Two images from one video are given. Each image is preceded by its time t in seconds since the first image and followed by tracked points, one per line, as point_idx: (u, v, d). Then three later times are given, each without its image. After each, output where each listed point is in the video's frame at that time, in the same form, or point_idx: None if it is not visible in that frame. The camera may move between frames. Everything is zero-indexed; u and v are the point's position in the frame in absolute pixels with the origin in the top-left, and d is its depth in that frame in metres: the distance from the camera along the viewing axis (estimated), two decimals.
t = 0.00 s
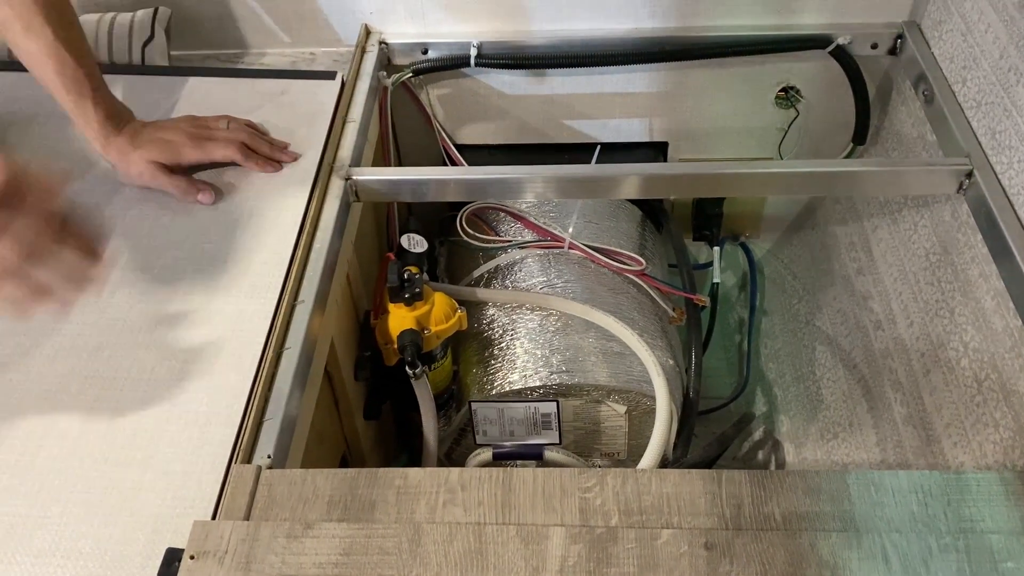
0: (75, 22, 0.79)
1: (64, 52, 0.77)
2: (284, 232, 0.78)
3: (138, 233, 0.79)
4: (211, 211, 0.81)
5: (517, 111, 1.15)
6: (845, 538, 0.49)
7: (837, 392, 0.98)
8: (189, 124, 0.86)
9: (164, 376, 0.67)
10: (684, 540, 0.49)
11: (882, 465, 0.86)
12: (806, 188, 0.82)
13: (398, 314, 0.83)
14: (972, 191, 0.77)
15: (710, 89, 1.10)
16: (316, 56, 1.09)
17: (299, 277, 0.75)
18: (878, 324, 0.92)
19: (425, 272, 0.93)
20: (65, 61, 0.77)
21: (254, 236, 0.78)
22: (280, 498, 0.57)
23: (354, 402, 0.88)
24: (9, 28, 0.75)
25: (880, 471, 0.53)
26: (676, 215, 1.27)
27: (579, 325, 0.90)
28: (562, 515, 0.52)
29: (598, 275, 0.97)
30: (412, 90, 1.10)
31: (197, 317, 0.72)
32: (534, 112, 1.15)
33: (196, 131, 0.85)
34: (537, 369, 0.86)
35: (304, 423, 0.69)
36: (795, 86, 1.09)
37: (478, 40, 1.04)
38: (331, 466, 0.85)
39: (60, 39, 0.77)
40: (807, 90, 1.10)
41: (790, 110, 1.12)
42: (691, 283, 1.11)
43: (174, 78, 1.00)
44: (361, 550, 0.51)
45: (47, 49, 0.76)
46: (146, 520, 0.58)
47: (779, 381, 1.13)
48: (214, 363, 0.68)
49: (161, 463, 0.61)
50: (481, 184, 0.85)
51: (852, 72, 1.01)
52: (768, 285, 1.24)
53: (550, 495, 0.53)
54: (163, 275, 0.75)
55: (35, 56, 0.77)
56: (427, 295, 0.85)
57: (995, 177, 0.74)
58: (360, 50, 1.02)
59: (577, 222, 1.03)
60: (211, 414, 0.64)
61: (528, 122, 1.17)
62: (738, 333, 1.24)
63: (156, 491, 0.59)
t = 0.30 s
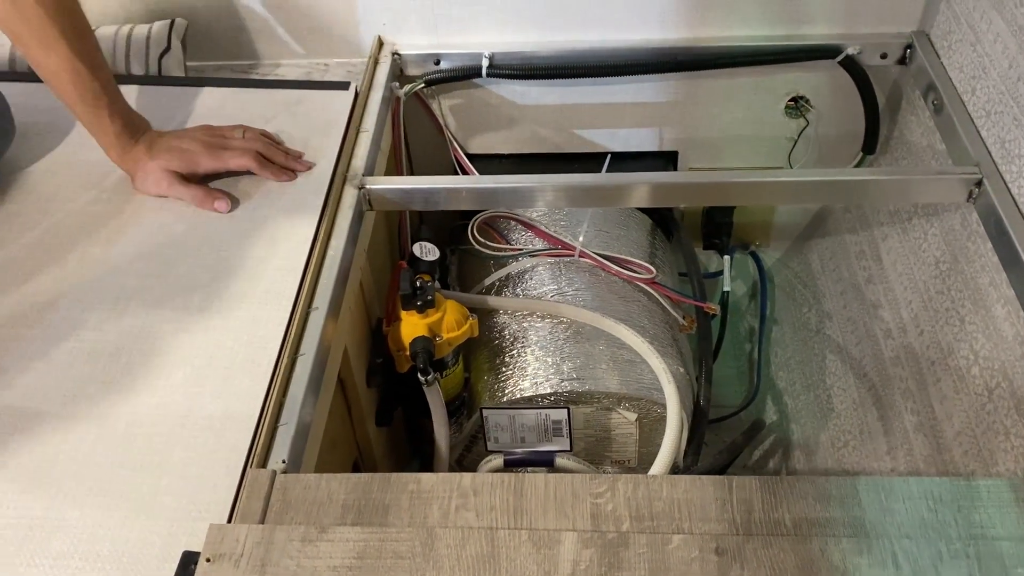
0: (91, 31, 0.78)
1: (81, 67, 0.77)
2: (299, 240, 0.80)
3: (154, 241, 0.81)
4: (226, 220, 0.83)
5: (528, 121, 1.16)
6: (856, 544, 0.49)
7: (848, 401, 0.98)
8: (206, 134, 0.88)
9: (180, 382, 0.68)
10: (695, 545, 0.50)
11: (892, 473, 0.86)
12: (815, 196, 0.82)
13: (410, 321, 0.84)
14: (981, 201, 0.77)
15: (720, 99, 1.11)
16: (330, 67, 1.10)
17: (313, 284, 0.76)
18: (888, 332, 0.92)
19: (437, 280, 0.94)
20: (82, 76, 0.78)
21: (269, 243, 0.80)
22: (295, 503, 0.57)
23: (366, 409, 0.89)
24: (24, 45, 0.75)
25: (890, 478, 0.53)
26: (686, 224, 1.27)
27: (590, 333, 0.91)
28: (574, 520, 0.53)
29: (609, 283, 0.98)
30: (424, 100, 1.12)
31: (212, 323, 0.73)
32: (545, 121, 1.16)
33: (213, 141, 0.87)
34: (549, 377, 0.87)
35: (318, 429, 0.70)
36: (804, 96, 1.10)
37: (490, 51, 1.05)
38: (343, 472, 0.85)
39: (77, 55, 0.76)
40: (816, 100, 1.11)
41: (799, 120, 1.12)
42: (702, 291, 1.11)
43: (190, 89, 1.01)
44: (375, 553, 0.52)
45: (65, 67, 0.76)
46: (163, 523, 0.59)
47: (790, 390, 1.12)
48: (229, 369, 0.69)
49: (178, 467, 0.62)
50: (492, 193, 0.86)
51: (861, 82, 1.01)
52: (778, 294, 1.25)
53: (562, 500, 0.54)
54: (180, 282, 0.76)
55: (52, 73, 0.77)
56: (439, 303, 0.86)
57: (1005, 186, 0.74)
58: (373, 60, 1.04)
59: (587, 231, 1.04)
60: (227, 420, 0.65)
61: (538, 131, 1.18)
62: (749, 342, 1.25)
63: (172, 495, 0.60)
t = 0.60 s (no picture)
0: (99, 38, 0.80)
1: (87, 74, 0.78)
2: (310, 252, 0.81)
3: (168, 253, 0.82)
4: (239, 231, 0.84)
5: (536, 134, 1.18)
6: (863, 555, 0.49)
7: (855, 413, 0.98)
8: (218, 147, 0.89)
9: (193, 391, 0.69)
10: (702, 555, 0.50)
11: (900, 484, 0.86)
12: (821, 209, 0.83)
13: (419, 332, 0.85)
14: (987, 213, 0.77)
15: (726, 112, 1.12)
16: (341, 82, 1.12)
17: (324, 296, 0.77)
18: (895, 344, 0.92)
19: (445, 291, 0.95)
20: (86, 82, 0.79)
21: (280, 255, 0.81)
22: (305, 512, 0.58)
23: (376, 419, 0.89)
24: (28, 49, 0.76)
25: (895, 488, 0.53)
26: (693, 236, 1.28)
27: (598, 344, 0.92)
28: (581, 529, 0.53)
29: (616, 294, 0.99)
30: (433, 114, 1.13)
31: (225, 334, 0.74)
32: (552, 134, 1.18)
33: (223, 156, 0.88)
34: (557, 389, 0.88)
35: (328, 438, 0.71)
36: (811, 109, 1.11)
37: (498, 66, 1.06)
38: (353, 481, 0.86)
39: (79, 62, 0.77)
40: (822, 113, 1.11)
41: (805, 132, 1.13)
42: (709, 303, 1.11)
43: (203, 103, 1.03)
44: (384, 562, 0.53)
45: (67, 73, 0.77)
46: (176, 532, 0.59)
47: (798, 402, 1.12)
48: (242, 379, 0.70)
49: (190, 476, 0.63)
50: (500, 206, 0.87)
51: (867, 94, 1.02)
52: (786, 306, 1.25)
53: (570, 510, 0.54)
54: (193, 293, 0.78)
55: (55, 78, 0.78)
56: (448, 314, 0.87)
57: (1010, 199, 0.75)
58: (383, 75, 1.05)
59: (594, 243, 1.05)
60: (240, 429, 0.66)
61: (546, 144, 1.19)
62: (756, 353, 1.23)
63: (185, 504, 0.61)
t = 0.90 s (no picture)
0: None
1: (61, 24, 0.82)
2: (317, 266, 0.82)
3: (177, 266, 0.83)
4: (246, 245, 0.85)
5: (539, 148, 1.19)
6: (862, 566, 0.50)
7: (858, 425, 0.98)
8: (180, 129, 0.92)
9: (200, 403, 0.70)
10: (703, 566, 0.51)
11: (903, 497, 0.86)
12: (822, 222, 0.84)
13: (424, 345, 0.86)
14: (986, 227, 0.78)
15: (728, 127, 1.13)
16: (347, 98, 1.14)
17: (330, 309, 0.78)
18: (897, 356, 0.93)
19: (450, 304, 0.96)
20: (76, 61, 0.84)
21: (287, 269, 0.82)
22: (311, 522, 0.59)
23: (381, 431, 0.90)
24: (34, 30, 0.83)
25: (895, 499, 0.54)
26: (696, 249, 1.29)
27: (601, 356, 0.93)
28: (584, 540, 0.54)
29: (619, 307, 1.00)
30: (438, 128, 1.14)
31: (232, 346, 0.75)
32: (556, 149, 1.19)
33: (178, 139, 0.90)
34: (560, 401, 0.89)
35: (334, 450, 0.72)
36: (812, 123, 1.12)
37: (503, 82, 1.08)
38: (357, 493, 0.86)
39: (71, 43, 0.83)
40: (824, 127, 1.12)
41: (807, 146, 1.14)
42: (711, 316, 1.12)
43: (211, 118, 1.04)
44: (389, 572, 0.53)
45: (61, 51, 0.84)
46: (183, 542, 0.60)
47: (801, 414, 1.13)
48: (248, 391, 0.71)
49: (198, 487, 0.64)
50: (504, 220, 0.88)
51: (867, 109, 1.03)
52: (790, 319, 1.25)
53: (573, 521, 0.55)
54: (201, 307, 0.79)
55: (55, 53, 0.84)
56: (452, 326, 0.88)
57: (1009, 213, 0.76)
58: (389, 91, 1.07)
59: (597, 256, 1.06)
60: (246, 441, 0.67)
61: (550, 158, 1.20)
62: (760, 365, 1.24)
63: (192, 514, 0.62)
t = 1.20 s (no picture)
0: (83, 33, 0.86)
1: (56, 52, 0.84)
2: (321, 278, 0.83)
3: (182, 278, 0.84)
4: (251, 257, 0.86)
5: (541, 161, 1.20)
6: None
7: (860, 436, 0.98)
8: (153, 148, 0.95)
9: (205, 413, 0.71)
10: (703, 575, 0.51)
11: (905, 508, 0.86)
12: (821, 234, 0.84)
13: (427, 356, 0.87)
14: (985, 238, 0.79)
15: (729, 140, 1.14)
16: (351, 111, 1.15)
17: (333, 321, 0.79)
18: (898, 367, 0.93)
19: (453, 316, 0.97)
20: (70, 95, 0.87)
21: (291, 281, 0.83)
22: (315, 532, 0.59)
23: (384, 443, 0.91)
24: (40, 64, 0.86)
25: (894, 509, 0.54)
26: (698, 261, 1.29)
27: (603, 368, 0.93)
28: (585, 549, 0.54)
29: (621, 318, 1.00)
30: (442, 142, 1.16)
31: (236, 357, 0.76)
32: (557, 162, 1.20)
33: (146, 160, 0.94)
34: (563, 413, 0.89)
35: (337, 460, 0.72)
36: (812, 136, 1.13)
37: (505, 96, 1.09)
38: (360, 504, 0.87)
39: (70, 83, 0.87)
40: (824, 139, 1.13)
41: (807, 159, 1.15)
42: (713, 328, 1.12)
43: (217, 132, 1.06)
44: None
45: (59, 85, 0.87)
46: (188, 551, 0.61)
47: (802, 426, 1.13)
48: (253, 401, 0.71)
49: (202, 497, 0.64)
50: (506, 232, 0.89)
51: (867, 122, 1.04)
52: (791, 330, 1.25)
53: (574, 531, 0.55)
54: (205, 318, 0.80)
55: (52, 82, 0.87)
56: (455, 338, 0.89)
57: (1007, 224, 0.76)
58: (393, 105, 1.08)
59: (599, 268, 1.07)
60: (251, 451, 0.67)
61: (552, 171, 1.21)
62: (762, 377, 1.24)
63: (197, 524, 0.62)
